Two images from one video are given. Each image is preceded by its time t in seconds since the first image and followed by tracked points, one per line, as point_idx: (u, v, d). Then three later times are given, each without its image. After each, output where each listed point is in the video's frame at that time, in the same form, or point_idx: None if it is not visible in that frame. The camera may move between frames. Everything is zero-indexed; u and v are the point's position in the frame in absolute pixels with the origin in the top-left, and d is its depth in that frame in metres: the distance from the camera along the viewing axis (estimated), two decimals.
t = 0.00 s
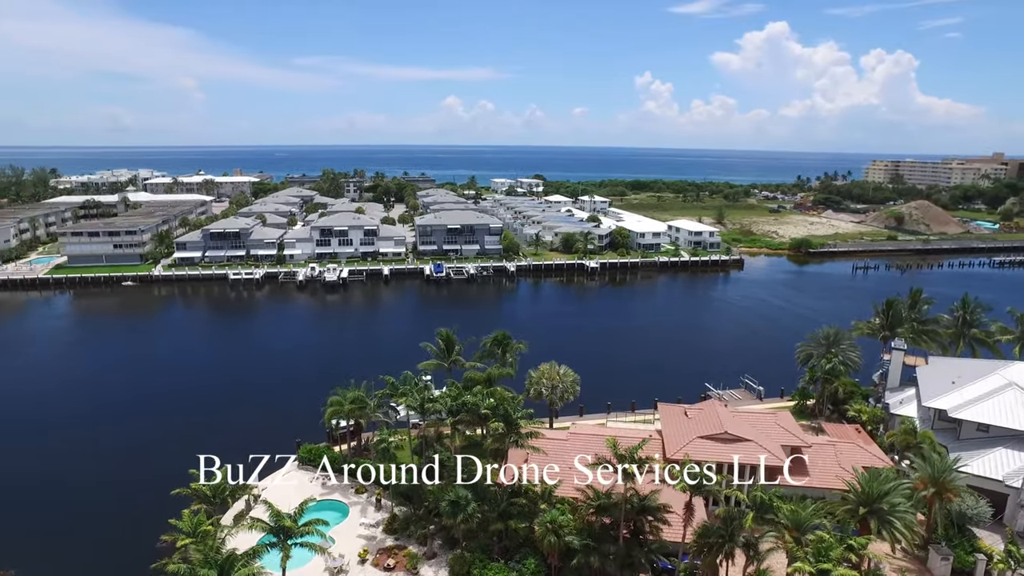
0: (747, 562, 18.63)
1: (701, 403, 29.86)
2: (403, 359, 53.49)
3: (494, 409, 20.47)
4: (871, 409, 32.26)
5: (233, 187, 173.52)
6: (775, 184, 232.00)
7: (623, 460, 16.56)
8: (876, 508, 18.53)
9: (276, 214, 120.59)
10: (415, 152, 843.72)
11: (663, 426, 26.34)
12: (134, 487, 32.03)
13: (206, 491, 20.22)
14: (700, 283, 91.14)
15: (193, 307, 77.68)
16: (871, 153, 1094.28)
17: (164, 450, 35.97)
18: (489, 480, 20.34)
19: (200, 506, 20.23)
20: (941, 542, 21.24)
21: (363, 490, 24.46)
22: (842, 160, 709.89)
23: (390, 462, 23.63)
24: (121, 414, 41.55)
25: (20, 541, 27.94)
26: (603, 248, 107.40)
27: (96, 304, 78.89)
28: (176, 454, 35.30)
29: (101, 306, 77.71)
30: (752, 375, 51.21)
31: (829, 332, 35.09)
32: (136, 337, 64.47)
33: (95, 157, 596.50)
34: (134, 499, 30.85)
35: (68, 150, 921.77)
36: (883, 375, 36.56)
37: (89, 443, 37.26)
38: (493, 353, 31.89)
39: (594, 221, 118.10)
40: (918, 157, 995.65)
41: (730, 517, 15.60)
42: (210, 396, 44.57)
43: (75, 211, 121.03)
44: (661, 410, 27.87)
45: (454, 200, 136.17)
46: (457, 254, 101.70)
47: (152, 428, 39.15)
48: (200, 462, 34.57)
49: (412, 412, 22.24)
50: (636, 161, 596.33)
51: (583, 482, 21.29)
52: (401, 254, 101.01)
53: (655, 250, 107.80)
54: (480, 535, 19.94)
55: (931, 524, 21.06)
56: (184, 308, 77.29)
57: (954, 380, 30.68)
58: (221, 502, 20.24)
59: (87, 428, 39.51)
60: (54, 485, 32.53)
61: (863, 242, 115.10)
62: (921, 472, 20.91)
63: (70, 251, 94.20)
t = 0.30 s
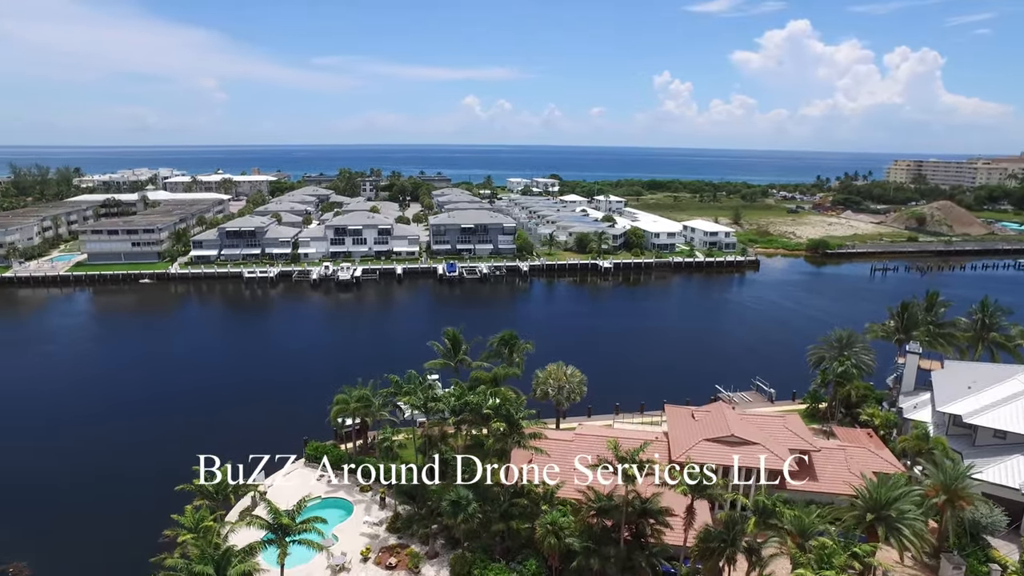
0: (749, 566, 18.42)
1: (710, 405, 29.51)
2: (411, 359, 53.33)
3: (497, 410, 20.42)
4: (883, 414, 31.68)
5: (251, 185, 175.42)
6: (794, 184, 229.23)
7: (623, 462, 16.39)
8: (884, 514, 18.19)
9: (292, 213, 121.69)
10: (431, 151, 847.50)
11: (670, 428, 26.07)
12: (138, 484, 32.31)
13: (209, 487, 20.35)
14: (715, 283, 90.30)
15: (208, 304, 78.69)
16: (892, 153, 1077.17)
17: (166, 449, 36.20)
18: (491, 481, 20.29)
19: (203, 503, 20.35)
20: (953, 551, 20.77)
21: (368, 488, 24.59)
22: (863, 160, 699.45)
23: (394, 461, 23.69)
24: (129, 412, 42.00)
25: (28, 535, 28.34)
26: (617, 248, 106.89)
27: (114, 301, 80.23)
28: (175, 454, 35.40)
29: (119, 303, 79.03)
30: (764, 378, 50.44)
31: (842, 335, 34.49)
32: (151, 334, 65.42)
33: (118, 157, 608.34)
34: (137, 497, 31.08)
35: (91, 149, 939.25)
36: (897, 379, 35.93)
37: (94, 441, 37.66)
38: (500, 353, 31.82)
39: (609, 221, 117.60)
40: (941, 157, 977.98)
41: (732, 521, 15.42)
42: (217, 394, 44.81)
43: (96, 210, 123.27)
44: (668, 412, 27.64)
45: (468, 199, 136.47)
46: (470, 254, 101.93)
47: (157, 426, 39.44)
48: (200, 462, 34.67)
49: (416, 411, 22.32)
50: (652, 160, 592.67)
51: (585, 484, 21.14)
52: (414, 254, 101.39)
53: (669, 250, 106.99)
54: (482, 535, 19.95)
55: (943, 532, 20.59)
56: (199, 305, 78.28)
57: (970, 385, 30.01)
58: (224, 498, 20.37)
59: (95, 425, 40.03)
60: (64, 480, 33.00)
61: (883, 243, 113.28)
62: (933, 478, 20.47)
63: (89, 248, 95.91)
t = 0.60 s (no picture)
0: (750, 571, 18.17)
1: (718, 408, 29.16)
2: (420, 359, 53.22)
3: (500, 411, 20.27)
4: (896, 419, 31.08)
5: (268, 185, 177.43)
6: (814, 185, 226.30)
7: (624, 465, 16.22)
8: (892, 522, 17.85)
9: (307, 212, 122.74)
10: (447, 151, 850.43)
11: (676, 431, 25.81)
12: (143, 481, 32.56)
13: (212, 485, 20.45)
14: (730, 285, 89.41)
15: (224, 302, 79.56)
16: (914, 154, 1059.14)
17: (169, 448, 36.32)
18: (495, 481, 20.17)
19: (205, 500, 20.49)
20: (964, 561, 20.33)
21: (372, 487, 24.67)
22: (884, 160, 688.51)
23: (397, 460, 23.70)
24: (137, 409, 42.37)
25: (36, 529, 28.68)
26: (631, 248, 106.36)
27: (132, 299, 81.47)
28: (170, 455, 35.29)
29: (136, 301, 80.19)
30: (777, 381, 49.64)
31: (855, 338, 33.93)
32: (165, 332, 66.27)
33: (141, 156, 619.46)
34: (141, 494, 31.31)
35: (113, 148, 954.78)
36: (911, 384, 35.24)
37: (99, 438, 37.99)
38: (507, 353, 31.73)
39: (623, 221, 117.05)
40: (965, 157, 959.47)
41: (733, 527, 15.22)
42: (222, 393, 44.96)
43: (116, 208, 125.44)
44: (675, 414, 27.33)
45: (483, 199, 136.66)
46: (483, 254, 102.03)
47: (161, 425, 39.60)
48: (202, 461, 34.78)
49: (419, 411, 22.32)
50: (669, 161, 589.05)
51: (588, 485, 21.02)
52: (428, 253, 101.73)
53: (684, 251, 106.19)
54: (483, 536, 19.96)
55: (954, 541, 20.15)
56: (214, 303, 79.19)
57: (987, 391, 29.33)
58: (226, 496, 20.46)
59: (103, 422, 40.48)
60: (74, 476, 33.44)
61: (903, 245, 111.42)
62: (945, 486, 20.03)
63: (108, 246, 97.56)
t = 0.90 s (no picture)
0: None
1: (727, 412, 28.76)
2: (430, 359, 53.04)
3: (502, 411, 20.05)
4: (912, 425, 30.38)
5: (287, 184, 179.43)
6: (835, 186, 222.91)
7: (625, 469, 16.00)
8: (901, 531, 17.45)
9: (324, 211, 123.82)
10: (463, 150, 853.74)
11: (683, 434, 25.48)
12: (152, 476, 32.89)
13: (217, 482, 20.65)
14: (748, 287, 88.35)
15: (240, 301, 80.48)
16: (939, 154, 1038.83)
17: (176, 446, 36.56)
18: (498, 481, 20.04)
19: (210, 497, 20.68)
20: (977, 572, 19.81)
21: (378, 486, 24.74)
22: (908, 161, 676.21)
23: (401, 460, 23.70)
24: (146, 407, 42.82)
25: (49, 521, 29.01)
26: (647, 249, 105.65)
27: (151, 296, 82.80)
28: (177, 453, 35.55)
29: (155, 298, 81.46)
30: (791, 385, 48.78)
31: (869, 342, 33.31)
32: (181, 329, 67.14)
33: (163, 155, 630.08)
34: (149, 489, 31.65)
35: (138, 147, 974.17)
36: (929, 389, 34.49)
37: (110, 435, 38.42)
38: (514, 353, 31.63)
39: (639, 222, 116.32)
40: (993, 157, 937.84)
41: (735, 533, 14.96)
42: (231, 391, 45.18)
43: (137, 207, 127.70)
44: (683, 417, 27.02)
45: (499, 199, 136.71)
46: (498, 253, 102.07)
47: (168, 423, 39.84)
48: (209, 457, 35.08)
49: (423, 410, 22.29)
50: (687, 161, 584.61)
51: (589, 487, 20.85)
52: (442, 253, 102.00)
53: (700, 252, 105.19)
54: (485, 537, 19.93)
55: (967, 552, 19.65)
56: (231, 301, 80.16)
57: (1006, 398, 28.58)
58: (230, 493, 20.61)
59: (114, 419, 41.01)
60: (88, 470, 33.86)
61: (926, 247, 109.20)
62: (958, 496, 19.52)
63: (129, 244, 99.30)
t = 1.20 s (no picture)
0: None
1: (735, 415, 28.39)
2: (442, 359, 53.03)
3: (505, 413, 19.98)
4: (926, 431, 29.74)
5: (304, 183, 181.14)
6: (857, 187, 219.49)
7: (625, 472, 15.79)
8: (909, 541, 17.07)
9: (340, 211, 124.75)
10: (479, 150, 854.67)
11: (690, 437, 25.20)
12: (162, 470, 33.27)
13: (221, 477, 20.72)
14: (763, 289, 87.38)
15: (257, 299, 81.38)
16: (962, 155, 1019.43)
17: (187, 442, 36.78)
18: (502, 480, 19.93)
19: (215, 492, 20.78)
20: None
21: (382, 485, 24.82)
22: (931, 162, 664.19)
23: (405, 460, 23.75)
24: (161, 402, 43.40)
25: (64, 514, 29.27)
26: (661, 250, 104.92)
27: (169, 293, 84.09)
28: (188, 448, 35.97)
29: (172, 296, 82.59)
30: (806, 389, 47.90)
31: (883, 346, 32.73)
32: (198, 326, 67.91)
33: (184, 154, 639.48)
34: (160, 483, 32.04)
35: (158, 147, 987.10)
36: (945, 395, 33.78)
37: (123, 430, 38.81)
38: (521, 354, 31.56)
39: (654, 223, 115.47)
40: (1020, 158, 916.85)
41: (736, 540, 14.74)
42: (244, 389, 45.56)
43: (157, 206, 129.75)
44: (689, 420, 26.73)
45: (513, 199, 136.75)
46: (512, 253, 102.09)
47: (180, 420, 40.12)
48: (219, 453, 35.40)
49: (426, 410, 22.36)
50: (704, 161, 579.66)
51: (590, 488, 20.75)
52: (456, 252, 102.23)
53: (715, 253, 104.25)
54: (487, 539, 19.90)
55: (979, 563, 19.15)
56: (247, 299, 81.02)
57: None
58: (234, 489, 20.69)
59: (129, 414, 41.46)
60: (102, 464, 34.25)
61: (948, 250, 107.08)
62: (970, 506, 19.07)
63: (148, 242, 100.94)
